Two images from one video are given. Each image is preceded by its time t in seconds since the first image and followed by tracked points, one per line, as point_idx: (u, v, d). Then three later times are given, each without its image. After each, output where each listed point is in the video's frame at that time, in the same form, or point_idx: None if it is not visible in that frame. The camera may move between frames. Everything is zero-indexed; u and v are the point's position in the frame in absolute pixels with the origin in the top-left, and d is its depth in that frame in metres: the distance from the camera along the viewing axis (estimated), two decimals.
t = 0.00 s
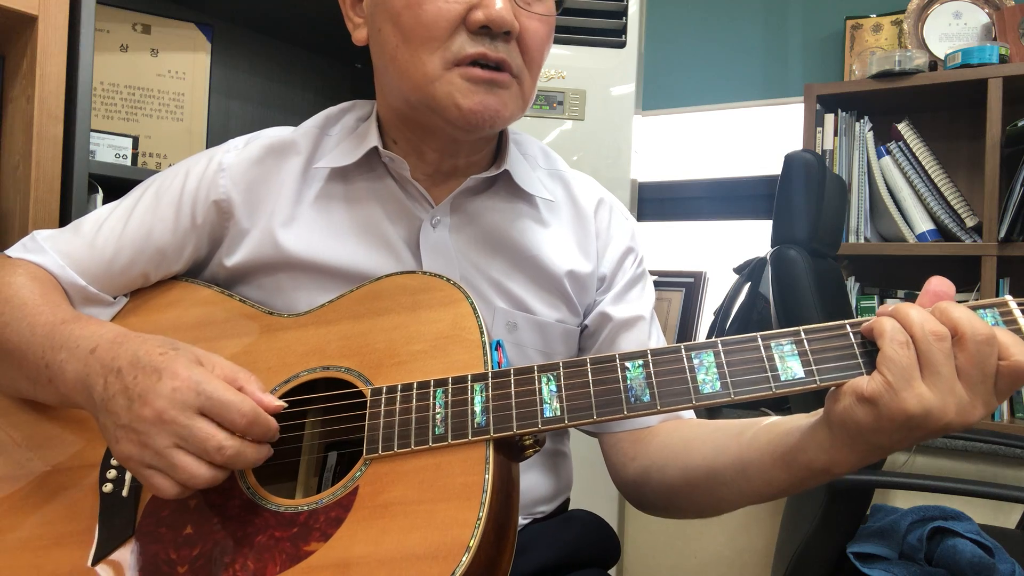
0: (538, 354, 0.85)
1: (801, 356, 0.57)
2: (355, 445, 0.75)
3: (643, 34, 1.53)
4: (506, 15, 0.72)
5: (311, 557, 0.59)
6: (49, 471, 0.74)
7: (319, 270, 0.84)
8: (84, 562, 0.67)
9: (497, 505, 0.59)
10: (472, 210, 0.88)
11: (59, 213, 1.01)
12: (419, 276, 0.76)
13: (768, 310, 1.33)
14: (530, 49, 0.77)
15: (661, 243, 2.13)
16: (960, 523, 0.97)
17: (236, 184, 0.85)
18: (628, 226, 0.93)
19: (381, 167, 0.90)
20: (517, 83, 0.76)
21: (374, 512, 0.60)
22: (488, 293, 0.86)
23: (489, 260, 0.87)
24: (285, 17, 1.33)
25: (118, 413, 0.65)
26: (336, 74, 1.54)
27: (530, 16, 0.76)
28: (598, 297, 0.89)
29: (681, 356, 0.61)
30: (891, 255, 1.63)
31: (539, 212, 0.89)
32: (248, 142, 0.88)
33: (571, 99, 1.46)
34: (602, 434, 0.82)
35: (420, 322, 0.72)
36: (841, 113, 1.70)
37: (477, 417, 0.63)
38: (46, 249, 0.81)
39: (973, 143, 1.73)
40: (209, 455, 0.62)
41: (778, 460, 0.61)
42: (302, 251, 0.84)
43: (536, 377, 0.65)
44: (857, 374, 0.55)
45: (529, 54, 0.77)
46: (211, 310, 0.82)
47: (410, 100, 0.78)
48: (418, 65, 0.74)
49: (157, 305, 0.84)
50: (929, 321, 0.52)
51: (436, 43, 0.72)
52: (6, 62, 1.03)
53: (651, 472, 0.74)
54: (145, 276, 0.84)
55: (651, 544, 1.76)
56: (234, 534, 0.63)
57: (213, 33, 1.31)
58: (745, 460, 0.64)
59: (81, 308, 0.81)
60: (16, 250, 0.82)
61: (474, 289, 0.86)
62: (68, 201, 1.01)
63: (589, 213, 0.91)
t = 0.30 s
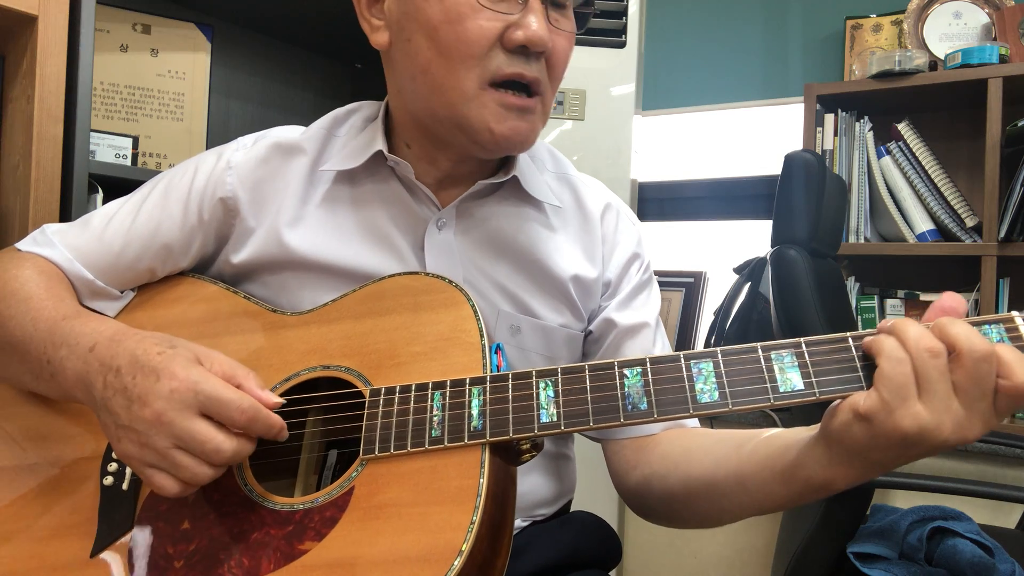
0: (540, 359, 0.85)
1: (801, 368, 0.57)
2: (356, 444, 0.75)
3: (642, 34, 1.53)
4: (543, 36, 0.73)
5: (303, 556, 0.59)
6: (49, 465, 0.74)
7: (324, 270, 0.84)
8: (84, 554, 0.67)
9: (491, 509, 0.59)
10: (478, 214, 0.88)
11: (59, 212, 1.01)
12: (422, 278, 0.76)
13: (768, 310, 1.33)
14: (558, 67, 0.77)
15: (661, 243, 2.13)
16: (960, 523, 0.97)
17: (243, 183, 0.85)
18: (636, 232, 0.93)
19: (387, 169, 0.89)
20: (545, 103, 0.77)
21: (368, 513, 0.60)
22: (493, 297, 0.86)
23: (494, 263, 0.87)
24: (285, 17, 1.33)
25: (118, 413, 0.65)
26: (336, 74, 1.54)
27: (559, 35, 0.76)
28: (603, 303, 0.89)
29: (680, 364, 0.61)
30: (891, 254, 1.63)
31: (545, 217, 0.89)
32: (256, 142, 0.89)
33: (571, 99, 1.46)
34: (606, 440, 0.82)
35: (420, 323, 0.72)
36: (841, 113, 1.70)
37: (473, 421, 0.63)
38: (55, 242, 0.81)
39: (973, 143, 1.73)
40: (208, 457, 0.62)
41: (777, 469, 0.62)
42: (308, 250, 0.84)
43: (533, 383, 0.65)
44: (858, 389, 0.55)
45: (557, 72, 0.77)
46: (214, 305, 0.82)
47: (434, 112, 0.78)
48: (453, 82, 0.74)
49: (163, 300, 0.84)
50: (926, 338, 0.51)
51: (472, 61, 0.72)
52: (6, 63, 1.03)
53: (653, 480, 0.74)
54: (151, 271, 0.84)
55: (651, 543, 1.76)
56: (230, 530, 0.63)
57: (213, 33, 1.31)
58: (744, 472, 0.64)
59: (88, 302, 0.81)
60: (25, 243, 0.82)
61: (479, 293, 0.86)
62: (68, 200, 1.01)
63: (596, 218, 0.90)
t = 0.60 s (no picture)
0: (541, 358, 0.85)
1: (798, 366, 0.57)
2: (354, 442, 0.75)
3: (643, 34, 1.53)
4: (542, 31, 0.73)
5: (300, 555, 0.59)
6: (49, 462, 0.74)
7: (324, 270, 0.84)
8: (85, 552, 0.67)
9: (486, 507, 0.59)
10: (478, 214, 0.88)
11: (60, 212, 1.01)
12: (420, 277, 0.76)
13: (768, 310, 1.33)
14: (558, 61, 0.77)
15: (662, 243, 2.13)
16: (960, 523, 0.97)
17: (243, 183, 0.85)
18: (637, 233, 0.93)
19: (385, 170, 0.89)
20: (548, 95, 0.76)
21: (365, 512, 0.60)
22: (493, 297, 0.86)
23: (493, 262, 0.87)
24: (285, 17, 1.33)
25: (118, 402, 0.65)
26: (336, 73, 1.54)
27: (559, 29, 0.76)
28: (609, 303, 0.89)
29: (676, 363, 0.62)
30: (892, 255, 1.63)
31: (545, 217, 0.89)
32: (256, 142, 0.89)
33: (571, 99, 1.46)
34: (625, 440, 0.81)
35: (418, 322, 0.72)
36: (841, 113, 1.70)
37: (469, 420, 0.63)
38: (57, 242, 0.82)
39: (973, 143, 1.73)
40: (202, 450, 0.61)
41: (799, 475, 0.62)
42: (307, 250, 0.84)
43: (530, 381, 0.65)
44: (855, 388, 0.54)
45: (557, 66, 0.77)
46: (214, 305, 0.82)
47: (437, 108, 0.77)
48: (454, 78, 0.73)
49: (164, 299, 0.84)
50: (912, 335, 0.51)
51: (472, 57, 0.72)
52: (6, 62, 1.03)
53: (675, 482, 0.74)
54: (152, 271, 0.84)
55: (651, 544, 1.76)
56: (228, 529, 0.63)
57: (213, 33, 1.31)
58: (764, 476, 0.65)
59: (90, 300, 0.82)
60: (28, 241, 0.83)
61: (478, 293, 0.86)
62: (68, 200, 1.01)
63: (597, 219, 0.90)
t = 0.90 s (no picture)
0: (542, 357, 0.85)
1: (799, 362, 0.57)
2: (356, 441, 0.75)
3: (643, 34, 1.53)
4: (516, 21, 0.72)
5: (306, 555, 0.59)
6: (51, 462, 0.74)
7: (322, 271, 0.84)
8: (87, 555, 0.67)
9: (490, 506, 0.59)
10: (476, 215, 0.88)
11: (59, 212, 1.01)
12: (420, 276, 0.76)
13: (768, 310, 1.32)
14: (540, 52, 0.76)
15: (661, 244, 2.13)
16: (960, 523, 0.97)
17: (240, 184, 0.85)
18: (638, 232, 0.92)
19: (382, 172, 0.89)
20: (528, 89, 0.76)
21: (368, 511, 0.60)
22: (491, 297, 0.85)
23: (492, 263, 0.87)
24: (285, 17, 1.33)
25: (120, 396, 0.65)
26: (336, 73, 1.54)
27: (539, 20, 0.76)
28: (615, 302, 0.89)
29: (678, 360, 0.62)
30: (891, 255, 1.63)
31: (544, 218, 0.88)
32: (252, 144, 0.89)
33: (571, 99, 1.46)
34: (647, 436, 0.82)
35: (419, 321, 0.71)
36: (841, 113, 1.70)
37: (472, 419, 0.63)
38: (55, 243, 0.81)
39: (974, 143, 1.73)
40: (208, 449, 0.61)
41: (827, 468, 0.61)
42: (305, 251, 0.84)
43: (532, 379, 0.65)
44: (854, 381, 0.55)
45: (539, 58, 0.76)
46: (213, 306, 0.82)
47: (417, 108, 0.78)
48: (430, 76, 0.74)
49: (162, 301, 0.84)
50: (907, 339, 0.52)
51: (446, 53, 0.72)
52: (7, 62, 1.03)
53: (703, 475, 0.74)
54: (150, 272, 0.84)
55: (651, 543, 1.76)
56: (231, 530, 0.63)
57: (213, 33, 1.31)
58: (793, 470, 0.64)
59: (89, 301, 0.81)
60: (25, 242, 0.82)
61: (477, 293, 0.86)
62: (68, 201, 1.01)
63: (596, 219, 0.90)
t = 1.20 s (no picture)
0: (541, 357, 0.85)
1: (799, 361, 0.57)
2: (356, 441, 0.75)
3: (643, 34, 1.53)
4: (504, 21, 0.72)
5: (306, 556, 0.59)
6: (50, 464, 0.74)
7: (320, 272, 0.84)
8: (85, 557, 0.67)
9: (490, 506, 0.59)
10: (474, 215, 0.88)
11: (59, 213, 1.01)
12: (418, 277, 0.76)
13: (768, 311, 1.32)
14: (531, 50, 0.76)
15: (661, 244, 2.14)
16: (960, 523, 0.97)
17: (238, 186, 0.85)
18: (638, 231, 0.92)
19: (379, 172, 0.89)
20: (520, 87, 0.76)
21: (368, 512, 0.60)
22: (490, 298, 0.86)
23: (490, 263, 0.87)
24: (284, 17, 1.33)
25: (120, 402, 0.65)
26: (336, 73, 1.54)
27: (530, 18, 0.75)
28: (617, 302, 0.89)
29: (678, 359, 0.62)
30: (891, 255, 1.63)
31: (542, 219, 0.88)
32: (250, 145, 0.89)
33: (571, 99, 1.45)
34: (658, 435, 0.81)
35: (417, 321, 0.71)
36: (841, 113, 1.70)
37: (471, 419, 0.63)
38: (52, 245, 0.81)
39: (974, 143, 1.73)
40: (203, 452, 0.61)
41: (840, 468, 0.61)
42: (304, 253, 0.84)
43: (531, 379, 0.65)
44: (855, 381, 0.55)
45: (531, 56, 0.76)
46: (211, 307, 0.82)
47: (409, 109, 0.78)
48: (418, 77, 0.74)
49: (160, 303, 0.83)
50: (906, 341, 0.52)
51: (433, 54, 0.73)
52: (6, 62, 1.03)
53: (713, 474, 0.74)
54: (147, 273, 0.84)
55: (651, 543, 1.76)
56: (230, 532, 0.63)
57: (213, 33, 1.31)
58: (807, 475, 0.64)
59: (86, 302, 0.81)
60: (23, 244, 0.82)
61: (476, 294, 0.86)
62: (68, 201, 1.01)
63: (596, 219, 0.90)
